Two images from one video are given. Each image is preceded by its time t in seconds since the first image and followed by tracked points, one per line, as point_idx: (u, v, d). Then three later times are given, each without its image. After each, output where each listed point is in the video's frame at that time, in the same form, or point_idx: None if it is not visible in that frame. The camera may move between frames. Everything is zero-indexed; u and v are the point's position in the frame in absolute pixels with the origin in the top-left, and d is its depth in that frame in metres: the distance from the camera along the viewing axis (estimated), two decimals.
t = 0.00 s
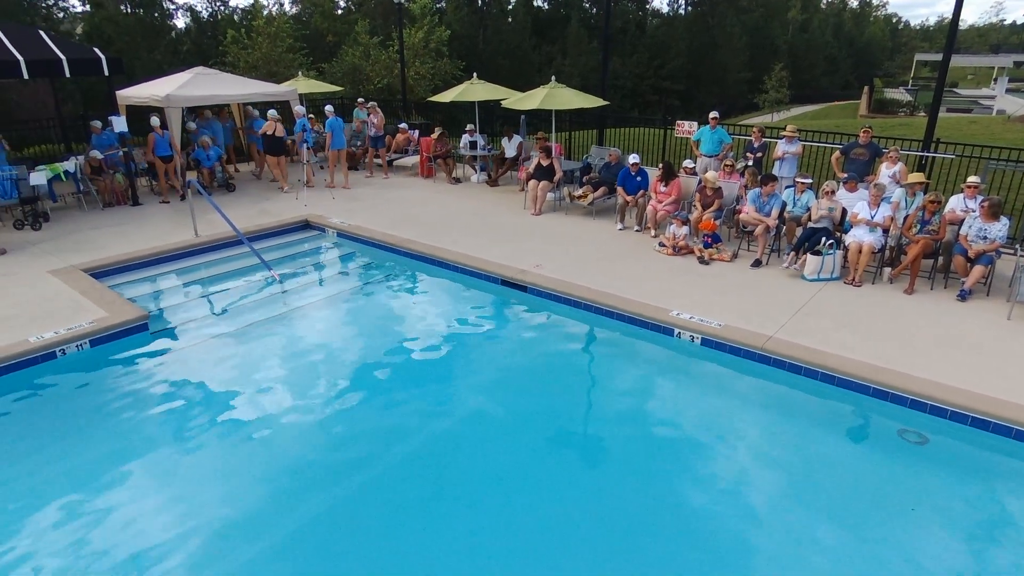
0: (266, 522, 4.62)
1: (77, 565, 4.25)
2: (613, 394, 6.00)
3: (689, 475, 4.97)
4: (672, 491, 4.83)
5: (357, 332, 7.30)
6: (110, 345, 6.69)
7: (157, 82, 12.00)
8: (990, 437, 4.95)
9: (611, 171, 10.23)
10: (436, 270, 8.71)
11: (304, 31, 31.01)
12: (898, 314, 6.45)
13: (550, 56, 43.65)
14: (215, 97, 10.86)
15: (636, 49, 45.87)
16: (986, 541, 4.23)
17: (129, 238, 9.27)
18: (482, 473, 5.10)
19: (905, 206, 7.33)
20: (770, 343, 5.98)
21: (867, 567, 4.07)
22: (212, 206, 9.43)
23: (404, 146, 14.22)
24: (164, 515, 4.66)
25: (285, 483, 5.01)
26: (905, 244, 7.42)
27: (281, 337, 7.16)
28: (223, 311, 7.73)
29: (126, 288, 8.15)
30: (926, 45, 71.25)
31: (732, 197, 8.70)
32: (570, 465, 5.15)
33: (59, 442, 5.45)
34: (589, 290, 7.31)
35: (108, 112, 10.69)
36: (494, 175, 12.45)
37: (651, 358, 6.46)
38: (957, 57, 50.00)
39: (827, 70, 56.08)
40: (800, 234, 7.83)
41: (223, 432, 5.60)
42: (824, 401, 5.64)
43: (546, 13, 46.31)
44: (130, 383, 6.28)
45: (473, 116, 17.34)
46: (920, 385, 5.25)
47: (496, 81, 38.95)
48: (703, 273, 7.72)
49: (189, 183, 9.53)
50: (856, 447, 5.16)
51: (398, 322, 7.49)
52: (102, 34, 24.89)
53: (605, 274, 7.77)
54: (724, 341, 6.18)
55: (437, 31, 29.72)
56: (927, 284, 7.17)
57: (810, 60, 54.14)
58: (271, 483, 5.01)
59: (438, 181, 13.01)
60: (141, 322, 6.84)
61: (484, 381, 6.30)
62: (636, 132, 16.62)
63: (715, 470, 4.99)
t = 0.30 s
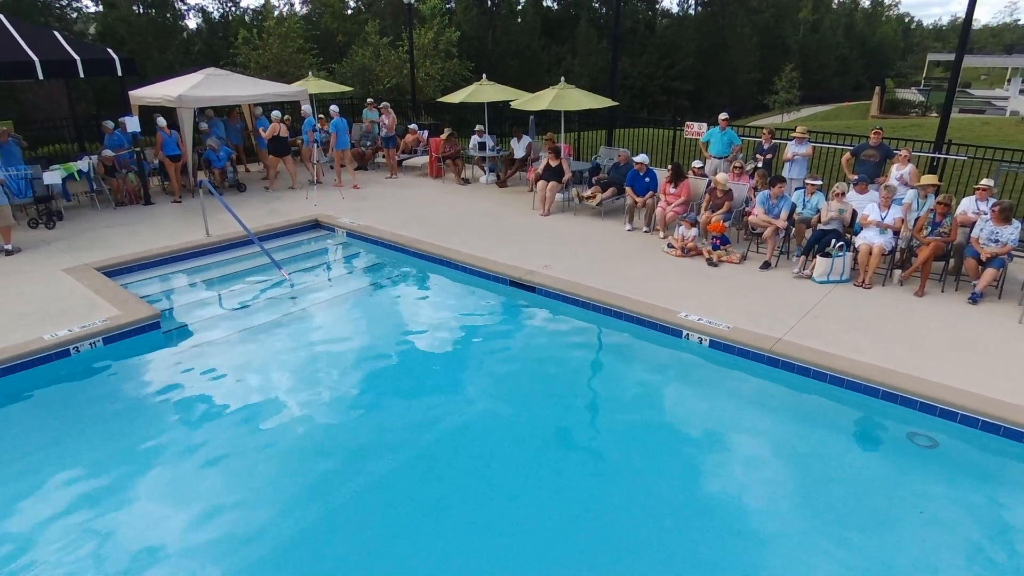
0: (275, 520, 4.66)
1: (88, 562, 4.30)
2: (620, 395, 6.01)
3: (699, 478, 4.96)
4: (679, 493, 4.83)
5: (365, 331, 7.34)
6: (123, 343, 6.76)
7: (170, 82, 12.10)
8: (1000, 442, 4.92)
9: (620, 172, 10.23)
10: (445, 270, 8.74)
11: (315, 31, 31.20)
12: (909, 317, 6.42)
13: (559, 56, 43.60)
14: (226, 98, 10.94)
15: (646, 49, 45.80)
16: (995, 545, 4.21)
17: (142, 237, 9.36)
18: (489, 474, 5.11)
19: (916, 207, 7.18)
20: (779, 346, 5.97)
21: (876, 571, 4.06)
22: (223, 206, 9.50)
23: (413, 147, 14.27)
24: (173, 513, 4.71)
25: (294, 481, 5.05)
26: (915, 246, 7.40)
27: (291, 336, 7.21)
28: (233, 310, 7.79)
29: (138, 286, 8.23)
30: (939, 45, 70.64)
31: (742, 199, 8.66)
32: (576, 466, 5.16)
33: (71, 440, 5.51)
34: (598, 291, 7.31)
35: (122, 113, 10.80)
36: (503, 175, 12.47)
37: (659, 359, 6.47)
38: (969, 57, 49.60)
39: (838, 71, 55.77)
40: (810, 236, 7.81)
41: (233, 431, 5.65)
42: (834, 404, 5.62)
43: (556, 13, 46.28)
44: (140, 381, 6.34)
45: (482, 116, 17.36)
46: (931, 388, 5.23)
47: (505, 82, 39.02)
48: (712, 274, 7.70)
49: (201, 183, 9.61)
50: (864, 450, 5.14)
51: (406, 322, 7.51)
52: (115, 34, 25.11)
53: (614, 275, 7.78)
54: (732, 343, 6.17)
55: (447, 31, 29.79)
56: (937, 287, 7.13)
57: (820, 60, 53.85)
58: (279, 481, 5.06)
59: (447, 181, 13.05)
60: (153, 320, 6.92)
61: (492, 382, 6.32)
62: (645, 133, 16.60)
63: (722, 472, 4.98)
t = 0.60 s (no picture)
0: (281, 517, 4.70)
1: (98, 558, 4.34)
2: (625, 395, 6.02)
3: (705, 478, 4.97)
4: (685, 494, 4.84)
5: (371, 331, 7.37)
6: (133, 341, 6.82)
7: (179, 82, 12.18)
8: (1008, 445, 4.90)
9: (627, 172, 10.22)
10: (451, 270, 8.77)
11: (322, 31, 31.33)
12: (916, 319, 6.39)
13: (565, 56, 43.49)
14: (235, 98, 11.01)
15: (653, 49, 45.73)
16: (1002, 547, 4.20)
17: (151, 237, 9.43)
18: (495, 473, 5.14)
19: (925, 208, 7.20)
20: (786, 346, 5.96)
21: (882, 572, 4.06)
22: (232, 205, 9.56)
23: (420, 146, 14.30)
24: (182, 511, 4.75)
25: (301, 480, 5.09)
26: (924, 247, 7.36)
27: (297, 335, 7.25)
28: (242, 309, 7.85)
29: (147, 285, 8.30)
30: (948, 46, 70.21)
31: (749, 199, 8.66)
32: (582, 466, 5.18)
33: (82, 437, 5.57)
34: (604, 291, 7.32)
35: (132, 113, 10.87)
36: (510, 175, 12.49)
37: (665, 360, 6.47)
38: (980, 57, 49.29)
39: (847, 71, 55.52)
40: (818, 237, 7.80)
41: (241, 430, 5.69)
42: (841, 405, 5.61)
43: (563, 13, 46.26)
44: (149, 379, 6.39)
45: (489, 116, 17.38)
46: (938, 389, 5.21)
47: (511, 82, 39.05)
48: (718, 275, 7.69)
49: (209, 183, 9.68)
50: (871, 451, 5.13)
51: (413, 322, 7.54)
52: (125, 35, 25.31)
53: (620, 276, 7.78)
54: (738, 343, 6.17)
55: (454, 31, 29.84)
56: (946, 288, 7.10)
57: (829, 60, 53.64)
58: (287, 480, 5.09)
59: (454, 181, 13.08)
60: (163, 319, 6.97)
61: (498, 381, 6.35)
62: (652, 134, 16.57)
63: (728, 473, 4.99)
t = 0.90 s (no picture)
0: (285, 516, 4.71)
1: (101, 556, 4.35)
2: (627, 395, 6.02)
3: (708, 477, 4.97)
4: (689, 493, 4.83)
5: (374, 330, 7.38)
6: (136, 339, 6.84)
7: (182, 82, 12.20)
8: (1012, 444, 4.89)
9: (629, 172, 10.22)
10: (454, 269, 8.77)
11: (324, 31, 31.37)
12: (920, 318, 6.39)
13: (568, 56, 43.23)
14: (239, 97, 11.02)
15: (655, 49, 45.72)
16: (1007, 547, 4.19)
17: (155, 236, 9.45)
18: (499, 472, 5.14)
19: (927, 208, 7.19)
20: (789, 346, 5.96)
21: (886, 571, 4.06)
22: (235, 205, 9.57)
23: (422, 146, 14.31)
24: (185, 509, 4.76)
25: (305, 478, 5.10)
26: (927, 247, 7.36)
27: (300, 335, 7.26)
28: (244, 308, 7.86)
29: (151, 284, 8.31)
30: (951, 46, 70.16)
31: (752, 198, 8.65)
32: (585, 465, 5.18)
33: (85, 436, 5.58)
34: (607, 291, 7.32)
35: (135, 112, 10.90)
36: (512, 175, 12.49)
37: (668, 359, 6.47)
38: (982, 57, 49.19)
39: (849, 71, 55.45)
40: (820, 236, 7.79)
41: (244, 428, 5.70)
42: (844, 404, 5.61)
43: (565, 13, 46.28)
44: (152, 379, 6.39)
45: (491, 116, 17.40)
46: (942, 389, 5.21)
47: (513, 82, 39.07)
48: (722, 274, 7.69)
49: (212, 182, 9.69)
50: (875, 451, 5.13)
51: (416, 321, 7.55)
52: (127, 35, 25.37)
53: (623, 275, 7.78)
54: (742, 343, 6.17)
55: (456, 31, 29.86)
56: (949, 288, 7.09)
57: (831, 60, 53.58)
58: (290, 478, 5.10)
59: (456, 181, 13.08)
60: (166, 318, 6.98)
61: (501, 380, 6.35)
62: (654, 134, 16.57)
63: (731, 473, 4.98)
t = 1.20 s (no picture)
0: (286, 515, 4.72)
1: (101, 556, 4.35)
2: (627, 394, 6.02)
3: (709, 477, 4.97)
4: (690, 492, 4.84)
5: (374, 330, 7.38)
6: (137, 338, 6.84)
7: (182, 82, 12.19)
8: (1013, 443, 4.90)
9: (630, 172, 10.22)
10: (454, 269, 8.77)
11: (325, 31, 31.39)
12: (921, 317, 6.39)
13: (568, 55, 43.48)
14: (239, 97, 11.03)
15: (655, 49, 45.73)
16: (1006, 545, 4.20)
17: (155, 236, 9.44)
18: (499, 471, 5.15)
19: (928, 207, 7.20)
20: (789, 345, 5.97)
21: (886, 569, 4.07)
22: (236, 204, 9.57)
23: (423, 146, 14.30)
24: (185, 508, 4.77)
25: (305, 478, 5.10)
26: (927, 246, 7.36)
27: (300, 334, 7.26)
28: (245, 307, 7.87)
29: (151, 284, 8.32)
30: (951, 46, 70.19)
31: (752, 198, 8.65)
32: (585, 465, 5.18)
33: (85, 435, 5.58)
34: (608, 290, 7.32)
35: (135, 112, 10.90)
36: (512, 175, 12.49)
37: (668, 358, 6.48)
38: (982, 57, 49.20)
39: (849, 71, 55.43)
40: (821, 235, 7.80)
41: (244, 428, 5.71)
42: (844, 403, 5.62)
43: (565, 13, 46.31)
44: (152, 378, 6.39)
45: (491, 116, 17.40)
46: (943, 388, 5.21)
47: (514, 82, 39.07)
48: (722, 274, 7.69)
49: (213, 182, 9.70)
50: (875, 449, 5.14)
51: (416, 320, 7.56)
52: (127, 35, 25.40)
53: (624, 275, 7.79)
54: (742, 342, 6.18)
55: (456, 31, 29.88)
56: (949, 287, 7.09)
57: (831, 60, 53.59)
58: (290, 478, 5.10)
59: (456, 181, 13.08)
60: (167, 317, 6.99)
61: (501, 379, 6.36)
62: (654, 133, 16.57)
63: (732, 472, 4.98)
